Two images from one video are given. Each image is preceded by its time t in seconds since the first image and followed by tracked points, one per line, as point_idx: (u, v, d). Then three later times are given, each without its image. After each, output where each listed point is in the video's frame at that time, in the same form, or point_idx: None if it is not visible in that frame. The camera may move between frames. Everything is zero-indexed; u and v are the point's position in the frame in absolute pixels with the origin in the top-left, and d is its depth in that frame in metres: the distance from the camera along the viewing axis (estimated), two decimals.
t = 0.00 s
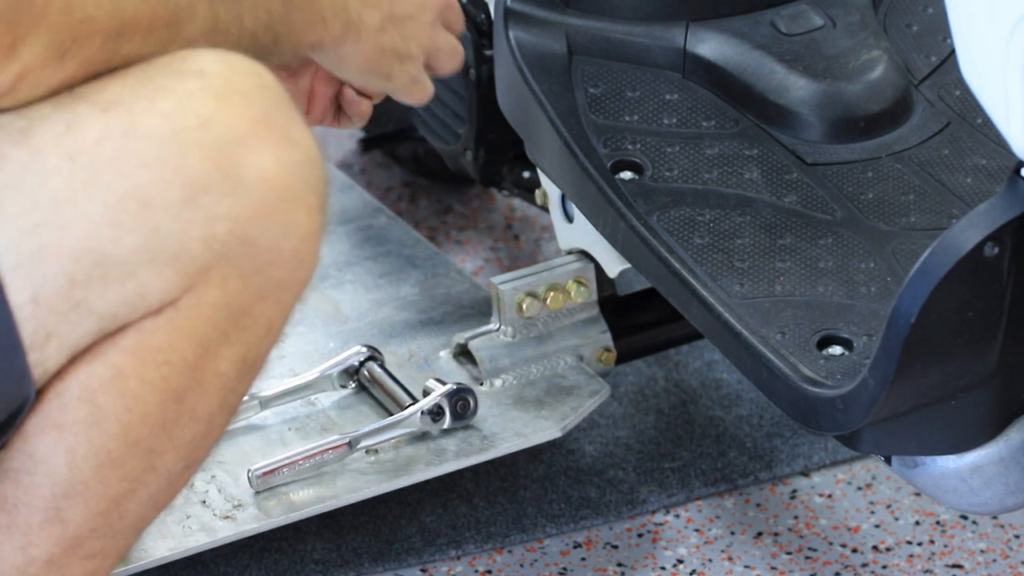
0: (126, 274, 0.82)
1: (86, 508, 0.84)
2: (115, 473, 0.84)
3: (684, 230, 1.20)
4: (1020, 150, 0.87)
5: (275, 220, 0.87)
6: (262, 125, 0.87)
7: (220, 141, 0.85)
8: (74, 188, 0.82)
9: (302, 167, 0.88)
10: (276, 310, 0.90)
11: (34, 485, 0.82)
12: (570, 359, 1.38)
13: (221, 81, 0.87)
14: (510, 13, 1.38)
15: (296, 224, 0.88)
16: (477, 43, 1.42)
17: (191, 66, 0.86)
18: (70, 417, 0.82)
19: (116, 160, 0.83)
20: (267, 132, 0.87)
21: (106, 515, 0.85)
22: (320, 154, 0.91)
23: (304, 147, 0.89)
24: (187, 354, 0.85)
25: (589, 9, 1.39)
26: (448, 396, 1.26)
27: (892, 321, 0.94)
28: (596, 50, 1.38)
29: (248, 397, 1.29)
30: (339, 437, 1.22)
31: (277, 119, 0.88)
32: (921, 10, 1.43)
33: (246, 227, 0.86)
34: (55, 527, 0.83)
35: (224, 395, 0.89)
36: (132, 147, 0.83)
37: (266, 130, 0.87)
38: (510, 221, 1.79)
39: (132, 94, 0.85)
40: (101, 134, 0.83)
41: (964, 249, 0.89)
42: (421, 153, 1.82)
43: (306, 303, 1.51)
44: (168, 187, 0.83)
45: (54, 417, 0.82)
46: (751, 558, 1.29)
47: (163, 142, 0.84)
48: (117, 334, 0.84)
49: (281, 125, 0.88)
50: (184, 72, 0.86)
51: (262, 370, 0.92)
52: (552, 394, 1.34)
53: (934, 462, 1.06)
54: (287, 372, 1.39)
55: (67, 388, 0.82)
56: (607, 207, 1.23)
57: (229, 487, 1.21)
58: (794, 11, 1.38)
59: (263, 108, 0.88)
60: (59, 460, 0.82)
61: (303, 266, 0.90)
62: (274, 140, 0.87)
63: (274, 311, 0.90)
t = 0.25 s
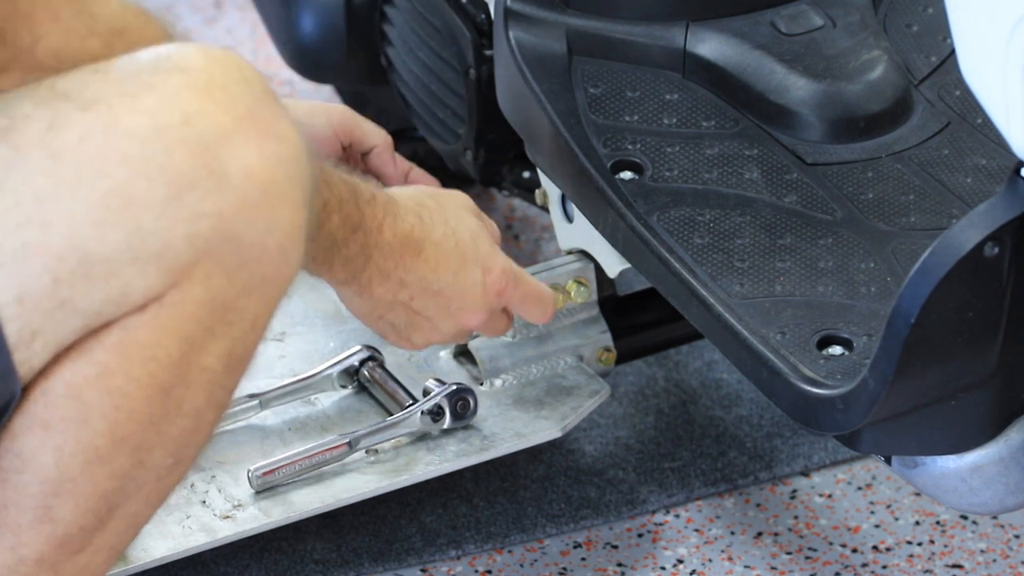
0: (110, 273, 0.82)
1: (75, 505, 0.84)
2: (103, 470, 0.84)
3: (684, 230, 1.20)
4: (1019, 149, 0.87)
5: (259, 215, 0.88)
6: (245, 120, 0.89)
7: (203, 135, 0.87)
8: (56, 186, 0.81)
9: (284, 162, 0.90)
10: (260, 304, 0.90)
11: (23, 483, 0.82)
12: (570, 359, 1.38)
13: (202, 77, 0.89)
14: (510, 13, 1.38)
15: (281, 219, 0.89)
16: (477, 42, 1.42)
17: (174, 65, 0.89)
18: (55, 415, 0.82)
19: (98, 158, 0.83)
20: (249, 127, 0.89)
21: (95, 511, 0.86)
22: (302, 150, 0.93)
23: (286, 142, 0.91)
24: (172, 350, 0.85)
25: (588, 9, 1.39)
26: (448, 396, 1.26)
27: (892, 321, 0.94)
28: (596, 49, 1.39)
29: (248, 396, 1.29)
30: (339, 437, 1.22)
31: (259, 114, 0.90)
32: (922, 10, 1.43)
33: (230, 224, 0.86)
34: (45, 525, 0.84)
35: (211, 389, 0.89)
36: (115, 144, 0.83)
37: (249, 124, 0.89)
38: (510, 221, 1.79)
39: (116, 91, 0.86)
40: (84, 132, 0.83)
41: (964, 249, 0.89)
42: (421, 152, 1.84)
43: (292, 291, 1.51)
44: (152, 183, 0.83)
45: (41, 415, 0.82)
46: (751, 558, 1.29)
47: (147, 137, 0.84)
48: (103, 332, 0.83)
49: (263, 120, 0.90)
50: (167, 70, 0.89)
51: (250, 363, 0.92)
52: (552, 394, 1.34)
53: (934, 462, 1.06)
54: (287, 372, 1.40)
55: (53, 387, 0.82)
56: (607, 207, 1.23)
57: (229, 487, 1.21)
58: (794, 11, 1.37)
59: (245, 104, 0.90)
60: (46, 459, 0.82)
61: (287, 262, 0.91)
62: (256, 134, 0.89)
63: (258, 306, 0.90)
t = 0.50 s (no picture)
0: (105, 264, 0.82)
1: (72, 499, 0.84)
2: (99, 462, 0.84)
3: (684, 230, 1.20)
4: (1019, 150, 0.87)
5: (252, 204, 0.87)
6: (237, 110, 0.88)
7: (196, 126, 0.86)
8: (51, 177, 0.81)
9: (277, 151, 0.89)
10: (254, 294, 0.90)
11: (20, 477, 0.82)
12: (570, 359, 1.38)
13: (195, 67, 0.88)
14: (510, 14, 1.38)
15: (274, 208, 0.89)
16: (477, 43, 1.42)
17: (167, 54, 0.88)
18: (51, 408, 0.82)
19: (93, 149, 0.83)
20: (242, 117, 0.88)
21: (92, 505, 0.85)
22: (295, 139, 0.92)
23: (278, 132, 0.90)
24: (167, 341, 0.85)
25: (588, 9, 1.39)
26: (448, 396, 1.26)
27: (892, 321, 0.94)
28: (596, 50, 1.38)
29: (247, 398, 1.30)
30: (339, 437, 1.22)
31: (251, 104, 0.89)
32: (922, 10, 1.43)
33: (224, 213, 0.86)
34: (42, 518, 0.84)
35: (204, 379, 0.88)
36: (108, 135, 0.83)
37: (241, 114, 0.88)
38: (510, 221, 1.79)
39: (107, 82, 0.85)
40: (77, 124, 0.83)
41: (964, 249, 0.89)
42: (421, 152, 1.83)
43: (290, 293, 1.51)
44: (146, 175, 0.83)
45: (36, 409, 0.82)
46: (751, 558, 1.29)
47: (140, 129, 0.84)
48: (96, 323, 0.83)
49: (255, 109, 0.89)
50: (159, 59, 0.87)
51: (241, 356, 0.92)
52: (552, 394, 1.34)
53: (934, 462, 1.06)
54: (287, 372, 1.40)
55: (49, 379, 0.82)
56: (606, 207, 1.23)
57: (229, 487, 1.21)
58: (794, 11, 1.37)
59: (238, 93, 0.89)
60: (42, 451, 0.82)
61: (278, 251, 0.90)
62: (249, 124, 0.88)
63: (251, 296, 0.90)
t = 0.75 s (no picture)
0: (113, 266, 0.82)
1: (76, 500, 0.84)
2: (103, 463, 0.84)
3: (684, 230, 1.20)
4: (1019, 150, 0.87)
5: (259, 207, 0.87)
6: (246, 113, 0.88)
7: (204, 129, 0.85)
8: (59, 179, 0.80)
9: (285, 153, 0.89)
10: (259, 299, 0.89)
11: (24, 478, 0.82)
12: (570, 359, 1.38)
13: (203, 71, 0.88)
14: (511, 13, 1.38)
15: (281, 211, 0.89)
16: (478, 43, 1.43)
17: (175, 59, 0.87)
18: (56, 409, 0.81)
19: (102, 151, 0.82)
20: (249, 120, 0.88)
21: (96, 506, 0.85)
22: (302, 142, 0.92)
23: (287, 135, 0.90)
24: (173, 343, 0.85)
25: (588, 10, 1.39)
26: (448, 396, 1.26)
27: (892, 320, 0.94)
28: (596, 50, 1.38)
29: (247, 397, 1.30)
30: (339, 438, 1.22)
31: (258, 107, 0.89)
32: (922, 10, 1.43)
33: (231, 215, 0.86)
34: (46, 520, 0.83)
35: (211, 382, 0.88)
36: (117, 137, 0.82)
37: (250, 117, 0.88)
38: (510, 221, 1.79)
39: (115, 85, 0.84)
40: (85, 126, 0.82)
41: (964, 250, 0.89)
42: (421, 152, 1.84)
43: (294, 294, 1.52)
44: (155, 178, 0.83)
45: (41, 410, 0.81)
46: (751, 558, 1.29)
47: (149, 132, 0.83)
48: (102, 324, 0.83)
49: (264, 112, 0.89)
50: (168, 63, 0.87)
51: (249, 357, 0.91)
52: (552, 394, 1.33)
53: (934, 462, 1.06)
54: (287, 372, 1.39)
55: (53, 380, 0.82)
56: (607, 207, 1.23)
57: (229, 487, 1.21)
58: (794, 11, 1.37)
59: (245, 97, 0.88)
60: (47, 452, 0.82)
61: (286, 254, 0.90)
62: (257, 127, 0.88)
63: (257, 300, 0.89)
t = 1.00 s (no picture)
0: (111, 269, 0.84)
1: (74, 502, 0.86)
2: (104, 465, 0.87)
3: (684, 230, 1.20)
4: (1019, 150, 0.87)
5: (257, 208, 0.90)
6: (243, 116, 0.91)
7: (202, 132, 0.88)
8: (57, 183, 0.82)
9: (281, 155, 0.92)
10: (259, 299, 0.93)
11: (24, 480, 0.84)
12: (570, 359, 1.38)
13: (200, 72, 0.90)
14: (511, 13, 1.38)
15: (279, 212, 0.92)
16: (477, 43, 1.42)
17: (172, 61, 0.90)
18: (57, 412, 0.84)
19: (100, 154, 0.84)
20: (247, 122, 0.91)
21: (94, 507, 0.88)
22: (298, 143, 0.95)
23: (283, 136, 0.93)
24: (172, 345, 0.87)
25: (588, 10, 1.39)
26: (448, 396, 1.26)
27: (892, 320, 0.94)
28: (596, 50, 1.38)
29: (248, 397, 1.29)
30: (339, 438, 1.22)
31: (255, 108, 0.92)
32: (921, 10, 1.43)
33: (229, 218, 0.89)
34: (45, 521, 0.86)
35: (210, 384, 0.91)
36: (115, 141, 0.84)
37: (247, 119, 0.91)
38: (510, 220, 1.79)
39: (113, 88, 0.87)
40: (83, 129, 0.84)
41: (964, 249, 0.89)
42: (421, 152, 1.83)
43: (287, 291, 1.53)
44: (152, 180, 0.85)
45: (41, 412, 0.83)
46: (751, 558, 1.29)
47: (146, 135, 0.85)
48: (102, 328, 0.85)
49: (260, 115, 0.92)
50: (164, 65, 0.89)
51: (246, 359, 0.95)
52: (552, 394, 1.34)
53: (934, 462, 1.06)
54: (287, 372, 1.39)
55: (53, 384, 0.84)
56: (607, 207, 1.23)
57: (229, 487, 1.21)
58: (794, 11, 1.37)
59: (242, 99, 0.91)
60: (47, 455, 0.84)
61: (284, 256, 0.93)
62: (253, 129, 0.91)
63: (256, 302, 0.93)
